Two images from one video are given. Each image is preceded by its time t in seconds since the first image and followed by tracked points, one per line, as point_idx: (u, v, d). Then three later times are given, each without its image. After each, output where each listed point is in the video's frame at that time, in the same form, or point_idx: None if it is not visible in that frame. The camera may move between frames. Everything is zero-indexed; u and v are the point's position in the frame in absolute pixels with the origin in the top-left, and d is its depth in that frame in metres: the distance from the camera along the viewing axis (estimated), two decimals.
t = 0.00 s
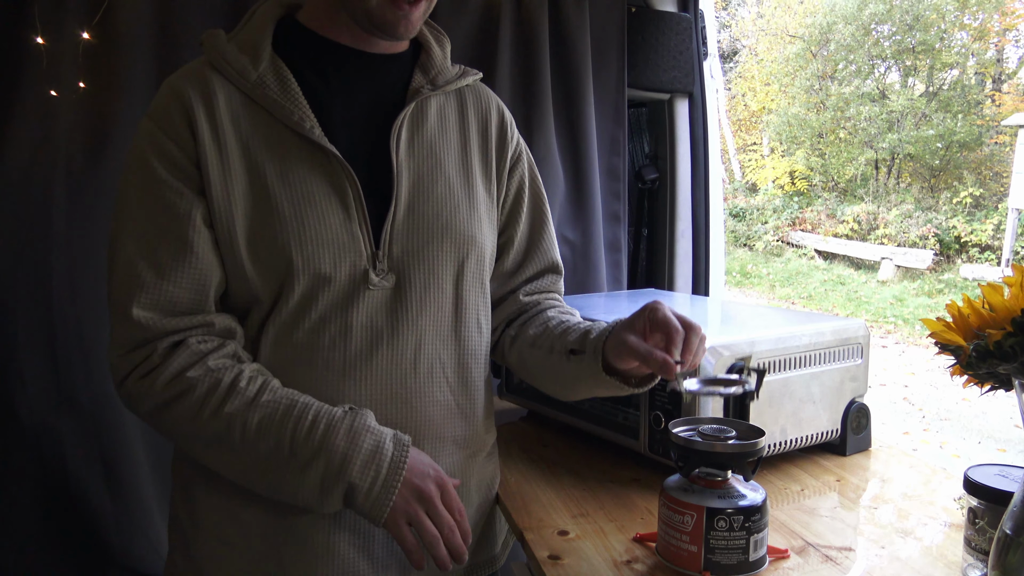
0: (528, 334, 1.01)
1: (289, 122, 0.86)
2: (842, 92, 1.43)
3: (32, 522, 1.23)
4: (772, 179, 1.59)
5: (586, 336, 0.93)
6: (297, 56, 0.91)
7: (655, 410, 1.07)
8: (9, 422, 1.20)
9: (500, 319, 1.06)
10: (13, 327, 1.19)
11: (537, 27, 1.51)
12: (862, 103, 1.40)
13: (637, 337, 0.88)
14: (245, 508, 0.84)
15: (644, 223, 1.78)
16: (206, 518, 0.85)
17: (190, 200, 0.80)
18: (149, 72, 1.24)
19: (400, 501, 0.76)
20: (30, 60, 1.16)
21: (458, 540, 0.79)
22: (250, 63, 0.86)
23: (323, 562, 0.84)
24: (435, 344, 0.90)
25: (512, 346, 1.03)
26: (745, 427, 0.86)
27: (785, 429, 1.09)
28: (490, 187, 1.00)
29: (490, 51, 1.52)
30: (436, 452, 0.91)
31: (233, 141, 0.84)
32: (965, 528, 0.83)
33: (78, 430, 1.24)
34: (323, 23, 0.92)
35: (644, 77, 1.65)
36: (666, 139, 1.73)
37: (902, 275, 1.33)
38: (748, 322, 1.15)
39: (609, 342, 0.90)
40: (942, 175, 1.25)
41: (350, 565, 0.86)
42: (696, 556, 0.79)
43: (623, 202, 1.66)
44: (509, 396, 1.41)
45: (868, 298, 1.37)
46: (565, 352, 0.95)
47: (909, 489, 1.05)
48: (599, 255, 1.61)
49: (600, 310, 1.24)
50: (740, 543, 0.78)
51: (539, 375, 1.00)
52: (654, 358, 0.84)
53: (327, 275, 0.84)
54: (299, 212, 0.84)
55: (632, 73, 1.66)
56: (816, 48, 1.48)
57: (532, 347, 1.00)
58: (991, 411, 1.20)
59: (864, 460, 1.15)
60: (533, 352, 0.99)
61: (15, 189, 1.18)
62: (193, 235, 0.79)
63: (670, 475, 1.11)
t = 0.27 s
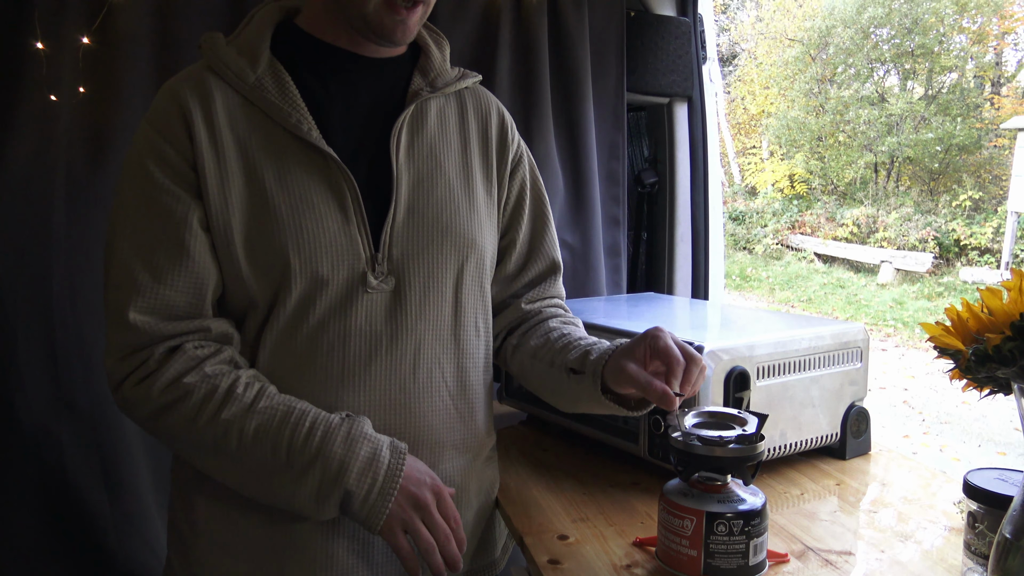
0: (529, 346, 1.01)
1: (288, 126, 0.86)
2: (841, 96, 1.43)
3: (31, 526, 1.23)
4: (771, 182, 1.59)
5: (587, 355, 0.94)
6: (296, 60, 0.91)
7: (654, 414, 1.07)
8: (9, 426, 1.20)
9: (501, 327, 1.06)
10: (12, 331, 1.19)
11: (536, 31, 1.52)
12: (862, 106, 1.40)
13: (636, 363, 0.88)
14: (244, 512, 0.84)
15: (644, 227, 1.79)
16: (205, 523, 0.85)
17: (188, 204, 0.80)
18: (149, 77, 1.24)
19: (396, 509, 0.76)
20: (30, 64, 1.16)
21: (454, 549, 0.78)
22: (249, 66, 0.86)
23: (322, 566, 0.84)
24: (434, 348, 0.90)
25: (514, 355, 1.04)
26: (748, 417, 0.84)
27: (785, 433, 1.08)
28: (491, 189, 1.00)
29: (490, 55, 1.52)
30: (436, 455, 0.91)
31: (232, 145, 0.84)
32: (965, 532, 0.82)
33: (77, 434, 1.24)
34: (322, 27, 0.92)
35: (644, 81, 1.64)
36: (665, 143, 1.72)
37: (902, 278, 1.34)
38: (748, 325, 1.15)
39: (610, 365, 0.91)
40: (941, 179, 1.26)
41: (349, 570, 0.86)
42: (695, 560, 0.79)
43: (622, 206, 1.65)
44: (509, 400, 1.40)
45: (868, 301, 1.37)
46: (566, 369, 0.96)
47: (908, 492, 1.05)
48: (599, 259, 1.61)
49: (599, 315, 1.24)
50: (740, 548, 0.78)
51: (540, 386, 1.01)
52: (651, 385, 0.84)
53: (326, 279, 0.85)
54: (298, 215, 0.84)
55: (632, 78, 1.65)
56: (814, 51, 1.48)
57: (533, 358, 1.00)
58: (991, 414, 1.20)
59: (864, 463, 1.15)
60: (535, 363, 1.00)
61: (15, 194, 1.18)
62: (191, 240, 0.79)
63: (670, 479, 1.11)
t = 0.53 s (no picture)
0: (531, 352, 1.02)
1: (289, 131, 0.86)
2: (841, 100, 1.45)
3: (31, 532, 1.23)
4: (771, 187, 1.60)
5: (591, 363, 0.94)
6: (297, 66, 0.92)
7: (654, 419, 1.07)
8: (8, 431, 1.19)
9: (502, 332, 1.06)
10: (12, 336, 1.19)
11: (536, 35, 1.52)
12: (861, 111, 1.42)
13: (643, 376, 0.88)
14: (244, 518, 0.84)
15: (644, 231, 1.76)
16: (205, 528, 0.85)
17: (189, 211, 0.80)
18: (150, 82, 1.24)
19: (398, 515, 0.76)
20: (30, 69, 1.16)
21: (456, 555, 0.78)
22: (250, 72, 0.87)
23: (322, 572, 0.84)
24: (436, 353, 0.90)
25: (517, 359, 1.04)
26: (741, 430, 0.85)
27: (785, 438, 1.08)
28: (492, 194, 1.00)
29: (490, 60, 1.52)
30: (437, 461, 0.91)
31: (233, 151, 0.84)
32: (965, 536, 0.83)
33: (77, 439, 1.24)
34: (323, 31, 0.92)
35: (644, 86, 1.64)
36: (664, 148, 1.71)
37: (902, 282, 1.34)
38: (747, 331, 1.16)
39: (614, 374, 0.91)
40: (940, 183, 1.27)
41: None
42: (696, 565, 0.79)
43: (622, 211, 1.66)
44: (509, 404, 1.40)
45: (868, 306, 1.38)
46: (569, 376, 0.96)
47: (909, 497, 1.05)
48: (599, 264, 1.61)
49: (600, 319, 1.25)
50: (741, 553, 0.78)
51: (542, 392, 1.01)
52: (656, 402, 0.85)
53: (327, 284, 0.85)
54: (299, 221, 0.84)
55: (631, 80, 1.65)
56: (814, 56, 1.50)
57: (536, 364, 1.00)
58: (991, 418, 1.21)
59: (864, 468, 1.15)
60: (537, 368, 1.00)
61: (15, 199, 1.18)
62: (191, 246, 0.79)
63: (670, 484, 1.11)
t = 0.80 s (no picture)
0: (537, 339, 1.01)
1: (289, 134, 0.86)
2: (841, 104, 1.48)
3: (31, 534, 1.23)
4: (770, 190, 1.62)
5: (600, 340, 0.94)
6: (297, 68, 0.92)
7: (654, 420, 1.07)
8: (8, 433, 1.20)
9: (507, 329, 1.05)
10: (12, 339, 1.19)
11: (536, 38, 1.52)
12: (861, 113, 1.45)
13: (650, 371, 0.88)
14: (243, 520, 0.84)
15: (644, 233, 1.75)
16: (204, 530, 0.85)
17: (188, 213, 0.80)
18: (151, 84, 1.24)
19: (395, 521, 0.76)
20: (31, 72, 1.17)
21: (453, 560, 0.78)
22: (250, 74, 0.87)
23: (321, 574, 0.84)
24: (436, 355, 0.90)
25: (522, 352, 1.03)
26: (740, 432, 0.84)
27: (785, 441, 1.08)
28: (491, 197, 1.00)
29: (490, 63, 1.53)
30: (437, 463, 0.91)
31: (232, 153, 0.84)
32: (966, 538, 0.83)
33: (76, 441, 1.24)
34: (324, 33, 0.93)
35: (643, 88, 1.64)
36: (664, 149, 1.71)
37: (902, 285, 1.34)
38: (747, 333, 1.16)
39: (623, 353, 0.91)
40: (940, 186, 1.28)
41: None
42: (696, 567, 0.79)
43: (622, 213, 1.66)
44: (510, 407, 1.40)
45: (868, 308, 1.37)
46: (577, 355, 0.96)
47: (909, 500, 1.04)
48: (599, 266, 1.61)
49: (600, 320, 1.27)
50: (741, 555, 0.77)
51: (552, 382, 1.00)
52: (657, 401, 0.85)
53: (326, 287, 0.85)
54: (299, 224, 0.85)
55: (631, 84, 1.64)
56: (814, 59, 1.53)
57: (543, 351, 1.00)
58: (991, 421, 1.21)
59: (864, 470, 1.15)
60: (544, 356, 1.00)
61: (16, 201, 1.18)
62: (190, 249, 0.79)
63: (670, 486, 1.11)
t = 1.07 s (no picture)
0: (573, 333, 0.97)
1: (287, 134, 0.86)
2: (841, 105, 1.48)
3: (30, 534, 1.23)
4: (771, 191, 1.63)
5: (634, 330, 0.89)
6: (296, 69, 0.92)
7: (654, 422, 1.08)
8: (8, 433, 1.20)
9: (536, 325, 1.03)
10: (11, 339, 1.19)
11: (535, 39, 1.52)
12: (861, 115, 1.45)
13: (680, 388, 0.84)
14: (243, 520, 0.84)
15: (644, 234, 1.73)
16: (202, 530, 0.85)
17: (187, 214, 0.80)
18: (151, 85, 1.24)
19: (394, 522, 0.76)
20: (31, 72, 1.17)
21: (453, 561, 0.78)
22: (248, 75, 0.87)
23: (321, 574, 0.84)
24: (435, 355, 0.90)
25: (557, 346, 1.00)
26: (739, 432, 0.85)
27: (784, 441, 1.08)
28: (491, 195, 1.00)
29: (490, 64, 1.53)
30: (437, 463, 0.91)
31: (231, 154, 0.84)
32: (966, 539, 0.82)
33: (75, 441, 1.24)
34: (321, 33, 0.93)
35: (643, 89, 1.63)
36: (664, 150, 1.69)
37: (901, 286, 1.34)
38: (748, 333, 1.16)
39: (660, 347, 0.86)
40: (940, 187, 1.28)
41: None
42: (696, 568, 0.79)
43: (622, 214, 1.65)
44: (510, 407, 1.40)
45: (868, 310, 1.37)
46: (612, 347, 0.92)
47: (909, 501, 1.04)
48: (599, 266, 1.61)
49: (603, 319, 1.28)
50: (741, 556, 0.77)
51: (588, 374, 0.96)
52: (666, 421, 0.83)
53: (324, 287, 0.85)
54: (298, 224, 0.85)
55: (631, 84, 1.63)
56: (814, 60, 1.55)
57: (578, 343, 0.96)
58: (991, 422, 1.21)
59: (864, 471, 1.15)
60: (580, 349, 0.96)
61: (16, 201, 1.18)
62: (189, 250, 0.79)
63: (670, 487, 1.11)
